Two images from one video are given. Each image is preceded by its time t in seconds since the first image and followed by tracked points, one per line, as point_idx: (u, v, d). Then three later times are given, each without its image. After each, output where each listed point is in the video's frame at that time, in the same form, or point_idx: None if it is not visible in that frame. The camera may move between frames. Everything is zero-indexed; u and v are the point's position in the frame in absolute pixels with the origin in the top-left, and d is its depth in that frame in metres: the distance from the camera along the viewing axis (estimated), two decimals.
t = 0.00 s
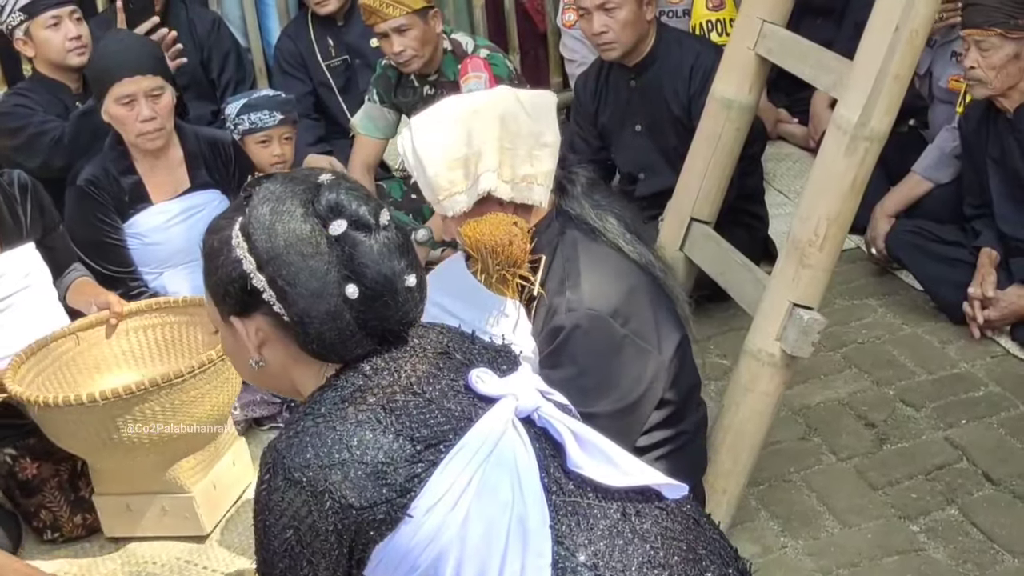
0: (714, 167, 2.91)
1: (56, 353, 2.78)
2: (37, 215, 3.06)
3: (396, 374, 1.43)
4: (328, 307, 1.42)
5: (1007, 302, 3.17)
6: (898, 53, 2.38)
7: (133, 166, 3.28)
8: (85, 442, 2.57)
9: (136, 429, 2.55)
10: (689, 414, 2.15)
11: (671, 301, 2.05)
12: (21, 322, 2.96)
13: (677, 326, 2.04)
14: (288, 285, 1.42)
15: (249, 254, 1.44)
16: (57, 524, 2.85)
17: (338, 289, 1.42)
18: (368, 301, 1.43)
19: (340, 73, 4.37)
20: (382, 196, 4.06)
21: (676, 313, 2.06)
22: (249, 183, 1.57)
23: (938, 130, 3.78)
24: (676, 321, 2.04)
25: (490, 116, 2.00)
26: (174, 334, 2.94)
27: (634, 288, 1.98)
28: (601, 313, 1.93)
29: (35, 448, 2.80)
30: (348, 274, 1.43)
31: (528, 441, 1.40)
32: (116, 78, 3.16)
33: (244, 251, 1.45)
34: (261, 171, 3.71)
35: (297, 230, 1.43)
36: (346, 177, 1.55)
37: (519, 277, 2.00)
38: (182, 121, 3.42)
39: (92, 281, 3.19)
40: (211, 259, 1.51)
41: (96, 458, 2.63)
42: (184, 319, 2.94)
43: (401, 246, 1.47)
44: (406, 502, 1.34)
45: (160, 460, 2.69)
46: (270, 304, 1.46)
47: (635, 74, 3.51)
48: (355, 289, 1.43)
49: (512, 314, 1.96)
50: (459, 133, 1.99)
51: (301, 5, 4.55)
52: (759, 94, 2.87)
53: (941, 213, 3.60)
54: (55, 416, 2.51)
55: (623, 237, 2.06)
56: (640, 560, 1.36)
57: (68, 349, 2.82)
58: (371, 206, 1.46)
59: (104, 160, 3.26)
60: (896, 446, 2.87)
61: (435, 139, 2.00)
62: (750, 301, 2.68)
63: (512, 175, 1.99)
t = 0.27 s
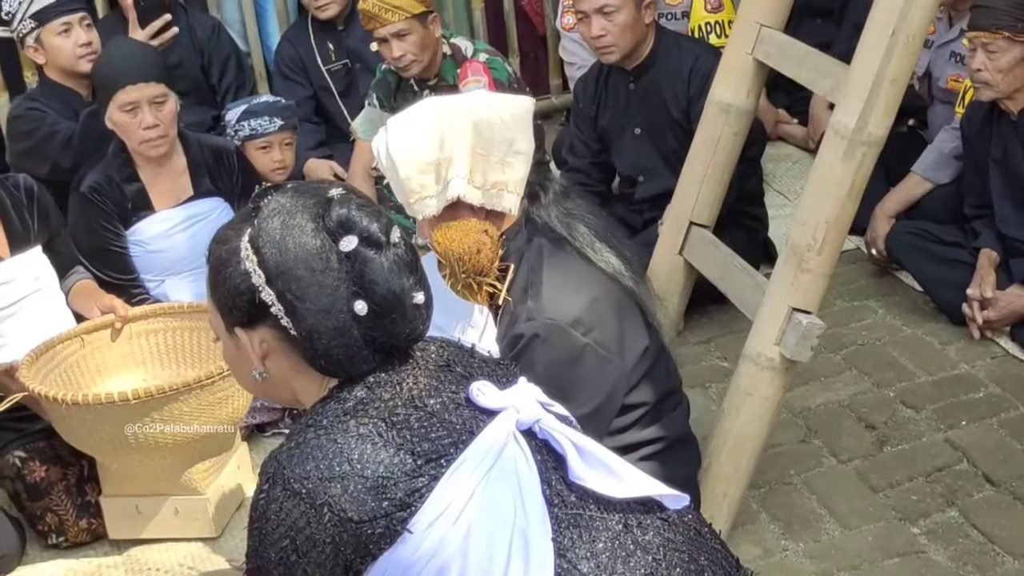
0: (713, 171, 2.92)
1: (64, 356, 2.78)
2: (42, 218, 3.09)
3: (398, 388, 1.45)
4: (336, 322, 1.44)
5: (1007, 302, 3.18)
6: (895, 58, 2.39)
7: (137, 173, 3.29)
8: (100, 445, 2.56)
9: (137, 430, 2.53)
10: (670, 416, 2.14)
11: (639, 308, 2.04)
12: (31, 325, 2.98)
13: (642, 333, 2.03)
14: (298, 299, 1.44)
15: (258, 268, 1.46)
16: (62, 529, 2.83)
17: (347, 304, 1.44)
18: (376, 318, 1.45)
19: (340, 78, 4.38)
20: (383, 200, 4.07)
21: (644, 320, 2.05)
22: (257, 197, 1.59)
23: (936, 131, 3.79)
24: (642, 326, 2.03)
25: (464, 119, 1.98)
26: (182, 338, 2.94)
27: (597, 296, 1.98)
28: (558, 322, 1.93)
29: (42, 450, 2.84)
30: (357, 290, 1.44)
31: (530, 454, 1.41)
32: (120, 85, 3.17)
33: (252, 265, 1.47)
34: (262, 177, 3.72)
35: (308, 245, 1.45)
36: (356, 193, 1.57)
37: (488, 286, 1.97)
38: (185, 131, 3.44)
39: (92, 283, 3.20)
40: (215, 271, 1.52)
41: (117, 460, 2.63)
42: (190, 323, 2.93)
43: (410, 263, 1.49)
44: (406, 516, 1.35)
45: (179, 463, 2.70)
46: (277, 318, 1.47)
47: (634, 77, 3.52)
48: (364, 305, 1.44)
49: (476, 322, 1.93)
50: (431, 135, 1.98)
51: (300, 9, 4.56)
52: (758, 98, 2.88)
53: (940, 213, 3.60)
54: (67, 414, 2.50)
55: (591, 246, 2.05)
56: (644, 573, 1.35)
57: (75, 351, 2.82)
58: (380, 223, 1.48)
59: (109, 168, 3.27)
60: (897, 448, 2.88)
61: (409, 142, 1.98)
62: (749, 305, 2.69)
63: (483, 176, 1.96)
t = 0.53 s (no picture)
0: (716, 176, 2.92)
1: (71, 370, 2.80)
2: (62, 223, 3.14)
3: (403, 395, 1.45)
4: (342, 332, 1.45)
5: (1009, 305, 3.19)
6: (897, 64, 2.40)
7: (150, 177, 3.30)
8: (112, 457, 2.58)
9: (136, 429, 2.51)
10: (643, 418, 2.06)
11: (591, 308, 1.97)
12: (49, 325, 3.05)
13: (595, 333, 1.95)
14: (305, 309, 1.45)
15: (265, 278, 1.47)
16: (69, 532, 2.87)
17: (353, 314, 1.45)
18: (382, 328, 1.46)
19: (344, 81, 4.40)
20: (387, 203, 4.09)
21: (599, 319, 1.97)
22: (261, 206, 1.59)
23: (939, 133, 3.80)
24: (595, 326, 1.95)
25: (415, 136, 2.09)
26: (190, 350, 2.94)
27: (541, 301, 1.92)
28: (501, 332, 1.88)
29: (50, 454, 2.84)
30: (363, 301, 1.46)
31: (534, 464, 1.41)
32: (136, 89, 3.18)
33: (258, 275, 1.48)
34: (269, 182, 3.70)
35: (314, 256, 1.46)
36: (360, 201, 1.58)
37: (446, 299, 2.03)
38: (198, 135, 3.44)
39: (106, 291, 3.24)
40: (222, 280, 1.54)
41: (126, 472, 2.65)
42: (198, 335, 2.93)
43: (416, 274, 1.50)
44: (413, 526, 1.35)
45: (190, 474, 2.71)
46: (284, 328, 1.49)
47: (637, 80, 3.53)
48: (371, 316, 1.46)
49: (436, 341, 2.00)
50: (383, 150, 2.10)
51: (304, 13, 4.58)
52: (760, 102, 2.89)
53: (943, 216, 3.61)
54: (78, 426, 2.52)
55: (541, 252, 2.00)
56: None
57: (83, 364, 2.84)
58: (386, 233, 1.49)
59: (121, 172, 3.28)
60: (899, 451, 2.89)
61: (361, 154, 2.10)
62: (752, 309, 2.70)
63: (431, 193, 2.05)
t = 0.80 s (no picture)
0: (730, 183, 2.93)
1: (89, 377, 2.83)
2: (83, 224, 3.24)
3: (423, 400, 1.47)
4: (356, 333, 1.47)
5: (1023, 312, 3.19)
6: (910, 72, 2.41)
7: (181, 184, 3.34)
8: (128, 458, 2.59)
9: (136, 429, 2.51)
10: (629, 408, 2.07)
11: (558, 311, 1.96)
12: (65, 324, 3.11)
13: (562, 336, 1.96)
14: (321, 312, 1.47)
15: (279, 282, 1.49)
16: (86, 535, 2.91)
17: (367, 314, 1.47)
18: (395, 328, 1.47)
19: (360, 87, 4.43)
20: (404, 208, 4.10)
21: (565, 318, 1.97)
22: (276, 212, 1.61)
23: (954, 138, 3.80)
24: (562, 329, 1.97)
25: (373, 155, 2.07)
26: (207, 356, 2.96)
27: (505, 308, 1.91)
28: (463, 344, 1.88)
29: (67, 456, 2.88)
30: (377, 301, 1.47)
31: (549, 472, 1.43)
32: (172, 98, 3.21)
33: (274, 279, 1.50)
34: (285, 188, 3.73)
35: (328, 258, 1.48)
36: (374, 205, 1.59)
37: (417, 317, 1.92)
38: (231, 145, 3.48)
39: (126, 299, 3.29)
40: (239, 286, 1.56)
41: (142, 475, 2.66)
42: (216, 342, 2.95)
43: (428, 274, 1.52)
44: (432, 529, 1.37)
45: (203, 479, 2.72)
46: (299, 330, 1.50)
47: (651, 87, 3.54)
48: (384, 316, 1.47)
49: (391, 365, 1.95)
50: (341, 168, 2.09)
51: (321, 18, 4.60)
52: (774, 110, 2.89)
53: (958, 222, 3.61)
54: (91, 427, 2.54)
55: (505, 262, 1.94)
56: None
57: (101, 370, 2.86)
58: (398, 234, 1.50)
59: (154, 177, 3.33)
60: (913, 458, 2.89)
61: (318, 171, 2.10)
62: (765, 317, 2.71)
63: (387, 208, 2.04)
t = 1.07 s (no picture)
0: (744, 190, 2.93)
1: (103, 388, 2.86)
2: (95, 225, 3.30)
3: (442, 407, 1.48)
4: (364, 335, 1.48)
5: None
6: (923, 82, 2.41)
7: (217, 192, 3.36)
8: (140, 468, 2.61)
9: (135, 429, 2.50)
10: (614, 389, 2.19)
11: (534, 312, 2.03)
12: (75, 322, 3.09)
13: (540, 334, 2.04)
14: (328, 318, 1.48)
15: (284, 291, 1.51)
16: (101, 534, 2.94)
17: (372, 316, 1.48)
18: (401, 328, 1.49)
19: (376, 91, 4.45)
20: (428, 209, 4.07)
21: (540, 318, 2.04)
22: (278, 228, 1.63)
23: (970, 144, 3.79)
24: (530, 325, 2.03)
25: (357, 161, 2.18)
26: (221, 363, 3.00)
27: (485, 316, 1.96)
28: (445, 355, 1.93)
29: (80, 456, 2.91)
30: (381, 303, 1.48)
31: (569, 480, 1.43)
32: (211, 110, 3.22)
33: (280, 289, 1.52)
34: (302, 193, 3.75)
35: (331, 267, 1.49)
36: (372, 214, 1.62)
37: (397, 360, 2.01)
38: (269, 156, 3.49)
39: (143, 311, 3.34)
40: (246, 302, 1.57)
41: (153, 480, 2.66)
42: (228, 348, 3.00)
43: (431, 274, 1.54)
44: (457, 535, 1.37)
45: (216, 484, 2.73)
46: (308, 338, 1.51)
47: (666, 93, 3.54)
48: (389, 316, 1.48)
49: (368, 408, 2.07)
50: (323, 172, 2.18)
51: (338, 23, 4.62)
52: (789, 117, 2.89)
53: (974, 229, 3.60)
54: (104, 437, 2.56)
55: (483, 268, 1.98)
56: None
57: (115, 381, 2.89)
58: (396, 236, 1.53)
59: (189, 185, 3.37)
60: (927, 466, 2.89)
61: (301, 172, 2.20)
62: (778, 325, 2.71)
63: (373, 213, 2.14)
